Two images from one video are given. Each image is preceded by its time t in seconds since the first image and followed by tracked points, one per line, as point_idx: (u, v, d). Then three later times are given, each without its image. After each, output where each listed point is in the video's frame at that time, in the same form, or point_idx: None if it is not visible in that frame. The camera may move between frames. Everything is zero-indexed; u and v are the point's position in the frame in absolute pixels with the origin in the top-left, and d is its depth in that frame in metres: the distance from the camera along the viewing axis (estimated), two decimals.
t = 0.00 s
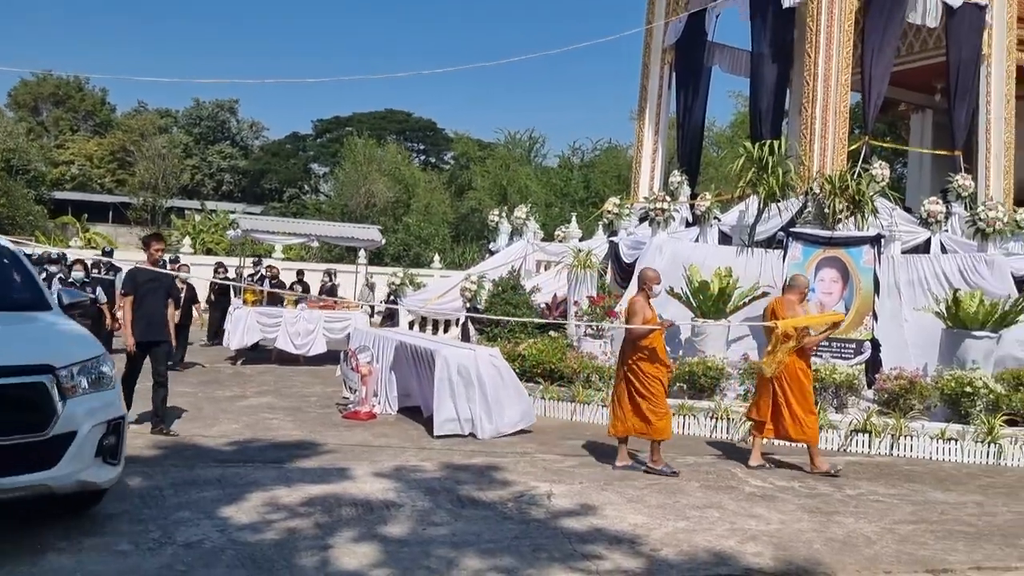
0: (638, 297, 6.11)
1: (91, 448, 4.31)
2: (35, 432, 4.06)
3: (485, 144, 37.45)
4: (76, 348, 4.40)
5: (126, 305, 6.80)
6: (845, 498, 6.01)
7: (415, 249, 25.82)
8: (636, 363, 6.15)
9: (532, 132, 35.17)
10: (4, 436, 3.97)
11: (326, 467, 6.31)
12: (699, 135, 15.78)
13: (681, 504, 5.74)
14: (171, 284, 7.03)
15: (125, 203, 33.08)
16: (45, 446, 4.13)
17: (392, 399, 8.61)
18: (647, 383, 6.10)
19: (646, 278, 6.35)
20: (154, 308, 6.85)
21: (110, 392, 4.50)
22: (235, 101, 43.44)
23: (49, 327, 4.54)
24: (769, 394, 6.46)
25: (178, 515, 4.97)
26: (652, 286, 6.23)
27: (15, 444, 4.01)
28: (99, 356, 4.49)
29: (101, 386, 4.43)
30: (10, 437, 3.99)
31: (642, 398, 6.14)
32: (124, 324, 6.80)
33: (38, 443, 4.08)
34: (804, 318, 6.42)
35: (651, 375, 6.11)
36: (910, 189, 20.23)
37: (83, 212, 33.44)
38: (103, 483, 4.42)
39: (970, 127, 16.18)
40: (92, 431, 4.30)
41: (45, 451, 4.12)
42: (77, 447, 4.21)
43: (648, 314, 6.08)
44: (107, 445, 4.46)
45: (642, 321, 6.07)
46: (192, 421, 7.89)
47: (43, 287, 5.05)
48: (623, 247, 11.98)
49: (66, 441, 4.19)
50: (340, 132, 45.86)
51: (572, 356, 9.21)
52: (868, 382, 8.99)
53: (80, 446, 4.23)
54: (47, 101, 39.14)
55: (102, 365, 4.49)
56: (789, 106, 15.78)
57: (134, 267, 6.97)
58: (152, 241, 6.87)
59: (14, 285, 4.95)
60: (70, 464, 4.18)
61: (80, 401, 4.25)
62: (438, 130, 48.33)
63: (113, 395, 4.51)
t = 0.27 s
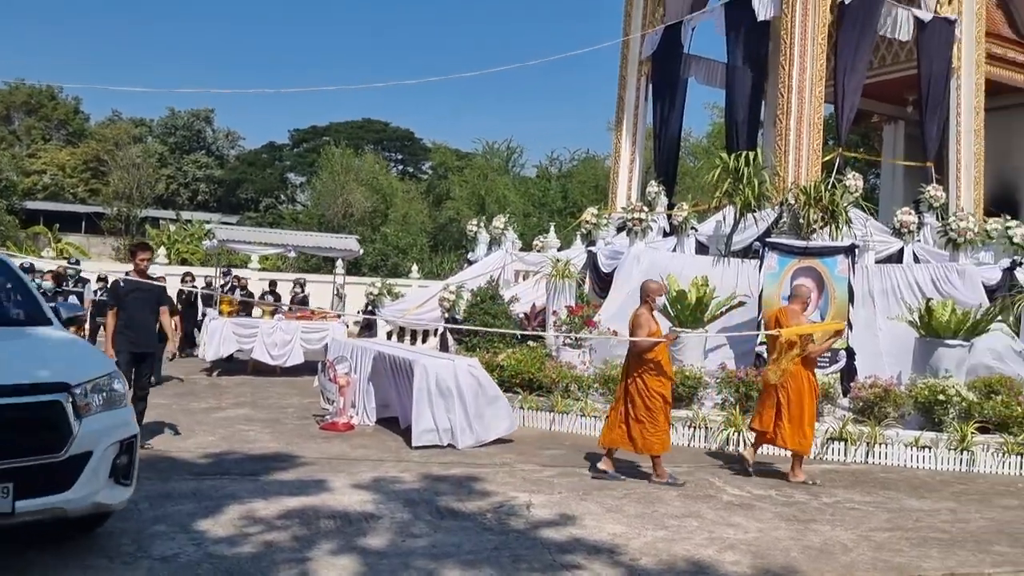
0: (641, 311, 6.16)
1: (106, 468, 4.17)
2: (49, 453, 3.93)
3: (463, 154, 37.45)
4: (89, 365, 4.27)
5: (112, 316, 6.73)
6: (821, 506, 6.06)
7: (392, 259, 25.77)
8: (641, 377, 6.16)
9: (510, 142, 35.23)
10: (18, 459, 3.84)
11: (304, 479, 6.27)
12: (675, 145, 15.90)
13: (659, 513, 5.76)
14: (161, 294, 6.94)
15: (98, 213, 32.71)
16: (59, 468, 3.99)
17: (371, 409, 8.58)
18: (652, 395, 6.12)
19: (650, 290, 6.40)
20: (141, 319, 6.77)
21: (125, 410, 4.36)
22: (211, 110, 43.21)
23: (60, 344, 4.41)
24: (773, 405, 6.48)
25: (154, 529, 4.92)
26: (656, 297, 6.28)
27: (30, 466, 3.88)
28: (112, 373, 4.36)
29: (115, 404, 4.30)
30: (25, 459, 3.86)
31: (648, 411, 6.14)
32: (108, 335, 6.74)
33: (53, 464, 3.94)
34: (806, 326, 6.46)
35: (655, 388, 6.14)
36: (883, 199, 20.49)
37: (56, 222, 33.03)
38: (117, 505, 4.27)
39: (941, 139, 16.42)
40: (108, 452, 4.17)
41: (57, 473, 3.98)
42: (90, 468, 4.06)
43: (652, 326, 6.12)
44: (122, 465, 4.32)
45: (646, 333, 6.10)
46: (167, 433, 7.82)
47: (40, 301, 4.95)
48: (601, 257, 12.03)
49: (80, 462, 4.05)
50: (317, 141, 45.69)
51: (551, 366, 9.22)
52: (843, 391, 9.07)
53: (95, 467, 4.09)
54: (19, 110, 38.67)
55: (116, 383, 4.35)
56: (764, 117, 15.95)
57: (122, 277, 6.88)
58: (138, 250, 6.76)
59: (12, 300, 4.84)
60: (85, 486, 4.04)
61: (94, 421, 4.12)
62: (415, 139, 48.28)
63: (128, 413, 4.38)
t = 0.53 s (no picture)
0: (645, 322, 6.18)
1: (128, 489, 3.97)
2: (75, 473, 3.74)
3: (443, 167, 37.46)
4: (108, 381, 4.09)
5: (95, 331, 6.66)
6: (800, 516, 6.10)
7: (370, 271, 25.70)
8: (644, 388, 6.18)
9: (489, 155, 35.29)
10: (45, 480, 3.64)
11: (283, 491, 6.23)
12: (653, 159, 16.02)
13: (640, 524, 5.77)
14: (148, 306, 6.89)
15: (72, 225, 32.33)
16: (83, 489, 3.80)
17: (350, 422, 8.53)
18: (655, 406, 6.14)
19: (653, 301, 6.42)
20: (125, 333, 6.72)
21: (143, 427, 4.17)
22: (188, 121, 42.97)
23: (74, 360, 4.23)
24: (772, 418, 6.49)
25: (131, 542, 4.86)
26: (659, 308, 6.31)
27: (54, 488, 3.68)
28: (130, 390, 4.18)
29: (135, 421, 4.11)
30: (50, 481, 3.66)
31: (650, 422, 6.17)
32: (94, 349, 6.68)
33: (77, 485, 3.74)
34: (805, 338, 6.52)
35: (658, 398, 6.17)
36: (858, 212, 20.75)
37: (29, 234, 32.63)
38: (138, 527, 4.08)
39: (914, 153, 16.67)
40: (130, 471, 3.98)
41: (81, 494, 3.78)
42: (115, 489, 3.88)
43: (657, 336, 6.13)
44: (142, 485, 4.12)
45: (651, 344, 6.11)
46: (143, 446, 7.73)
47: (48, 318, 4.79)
48: (580, 269, 12.08)
49: (104, 483, 3.86)
50: (295, 153, 45.53)
51: (530, 378, 9.23)
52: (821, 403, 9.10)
53: (119, 487, 3.90)
54: None
55: (134, 400, 4.17)
56: (741, 131, 16.13)
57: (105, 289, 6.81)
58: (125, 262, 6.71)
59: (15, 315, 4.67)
60: (109, 506, 3.85)
61: (117, 438, 3.94)
62: (394, 152, 48.23)
63: (147, 431, 4.20)
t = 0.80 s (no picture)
0: (655, 330, 6.17)
1: (167, 502, 3.74)
2: (117, 485, 3.51)
3: (429, 173, 37.46)
4: (141, 390, 3.85)
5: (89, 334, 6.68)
6: (786, 521, 6.14)
7: (357, 276, 25.70)
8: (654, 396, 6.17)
9: (476, 162, 35.32)
10: (88, 492, 3.41)
11: (271, 496, 6.21)
12: (640, 165, 16.10)
13: (628, 528, 5.79)
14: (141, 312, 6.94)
15: (56, 229, 32.09)
16: (124, 500, 3.57)
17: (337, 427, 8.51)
18: (665, 414, 6.14)
19: (664, 308, 6.40)
20: (119, 336, 6.74)
21: (180, 437, 3.94)
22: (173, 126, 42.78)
23: (104, 370, 3.98)
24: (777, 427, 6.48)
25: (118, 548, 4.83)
26: (670, 317, 6.29)
27: (97, 500, 3.45)
28: (165, 399, 3.95)
29: (172, 432, 3.88)
30: (94, 492, 3.43)
31: (658, 429, 6.17)
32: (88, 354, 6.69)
33: (119, 497, 3.51)
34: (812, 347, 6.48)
35: (666, 408, 6.15)
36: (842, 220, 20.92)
37: (12, 239, 32.38)
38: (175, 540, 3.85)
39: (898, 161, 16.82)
40: (169, 483, 3.75)
41: (123, 505, 3.56)
42: (155, 500, 3.65)
43: (668, 346, 6.13)
44: (179, 496, 3.88)
45: (662, 352, 6.11)
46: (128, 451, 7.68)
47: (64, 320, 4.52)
48: (567, 275, 12.14)
49: (145, 494, 3.63)
50: (281, 159, 45.40)
51: (518, 384, 9.24)
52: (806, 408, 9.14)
53: (161, 499, 3.68)
54: None
55: (169, 410, 3.93)
56: (727, 139, 16.22)
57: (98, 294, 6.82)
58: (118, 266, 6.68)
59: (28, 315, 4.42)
60: (151, 519, 3.62)
61: (156, 448, 3.72)
62: (380, 157, 48.21)
63: (183, 440, 3.96)
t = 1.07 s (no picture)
0: (675, 333, 6.18)
1: (217, 507, 3.75)
2: (173, 492, 3.49)
3: (423, 173, 37.41)
4: (185, 394, 3.81)
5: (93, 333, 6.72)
6: (780, 521, 6.16)
7: (350, 276, 25.68)
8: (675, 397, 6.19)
9: (469, 162, 35.30)
10: (147, 498, 3.39)
11: (266, 496, 6.20)
12: (634, 166, 16.13)
13: (622, 528, 5.80)
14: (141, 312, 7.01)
15: (47, 228, 31.94)
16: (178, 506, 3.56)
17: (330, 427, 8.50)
18: (687, 414, 6.17)
19: (680, 310, 6.42)
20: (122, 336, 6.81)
21: (225, 440, 3.93)
22: (166, 125, 42.65)
23: (142, 373, 3.92)
24: (790, 429, 6.54)
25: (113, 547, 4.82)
26: (686, 318, 6.31)
27: (156, 507, 3.43)
28: (211, 402, 3.91)
29: (219, 435, 3.86)
30: (153, 498, 3.41)
31: (680, 428, 6.19)
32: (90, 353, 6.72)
33: (176, 503, 3.51)
34: (824, 349, 6.52)
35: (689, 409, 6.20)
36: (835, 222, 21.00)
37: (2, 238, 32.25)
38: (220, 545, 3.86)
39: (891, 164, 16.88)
40: (218, 488, 3.75)
41: (177, 512, 3.55)
42: (208, 505, 3.66)
43: (685, 346, 6.15)
44: (226, 501, 3.89)
45: (680, 353, 6.13)
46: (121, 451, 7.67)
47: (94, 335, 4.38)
48: (561, 276, 12.15)
49: (197, 499, 3.63)
50: (274, 158, 45.30)
51: (512, 384, 9.24)
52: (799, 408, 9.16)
53: (212, 504, 3.68)
54: None
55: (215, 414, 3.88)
56: (721, 140, 16.26)
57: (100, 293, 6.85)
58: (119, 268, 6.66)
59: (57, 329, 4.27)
60: (204, 524, 3.63)
61: (207, 453, 3.69)
62: (373, 158, 48.15)
63: (228, 444, 3.95)
